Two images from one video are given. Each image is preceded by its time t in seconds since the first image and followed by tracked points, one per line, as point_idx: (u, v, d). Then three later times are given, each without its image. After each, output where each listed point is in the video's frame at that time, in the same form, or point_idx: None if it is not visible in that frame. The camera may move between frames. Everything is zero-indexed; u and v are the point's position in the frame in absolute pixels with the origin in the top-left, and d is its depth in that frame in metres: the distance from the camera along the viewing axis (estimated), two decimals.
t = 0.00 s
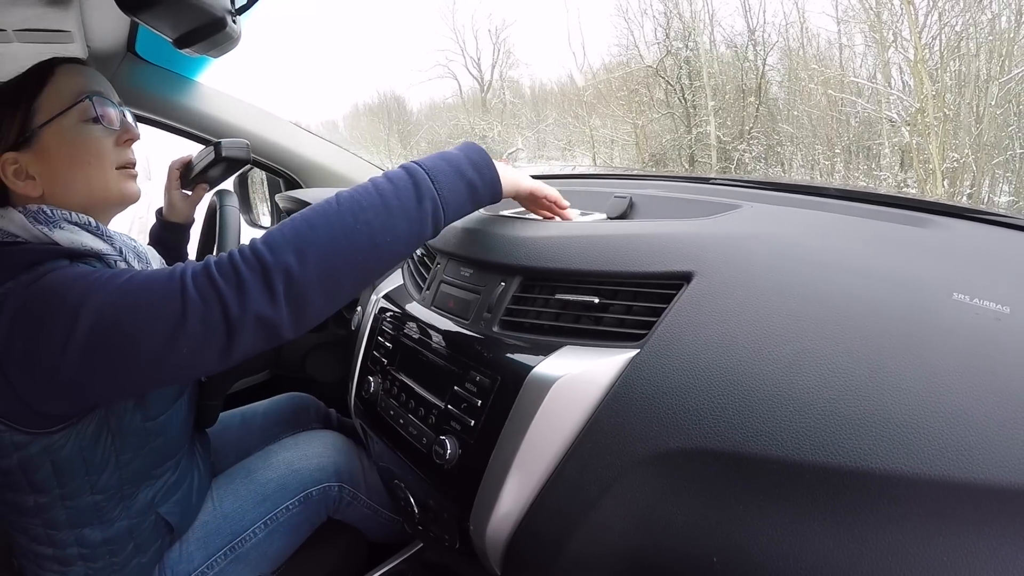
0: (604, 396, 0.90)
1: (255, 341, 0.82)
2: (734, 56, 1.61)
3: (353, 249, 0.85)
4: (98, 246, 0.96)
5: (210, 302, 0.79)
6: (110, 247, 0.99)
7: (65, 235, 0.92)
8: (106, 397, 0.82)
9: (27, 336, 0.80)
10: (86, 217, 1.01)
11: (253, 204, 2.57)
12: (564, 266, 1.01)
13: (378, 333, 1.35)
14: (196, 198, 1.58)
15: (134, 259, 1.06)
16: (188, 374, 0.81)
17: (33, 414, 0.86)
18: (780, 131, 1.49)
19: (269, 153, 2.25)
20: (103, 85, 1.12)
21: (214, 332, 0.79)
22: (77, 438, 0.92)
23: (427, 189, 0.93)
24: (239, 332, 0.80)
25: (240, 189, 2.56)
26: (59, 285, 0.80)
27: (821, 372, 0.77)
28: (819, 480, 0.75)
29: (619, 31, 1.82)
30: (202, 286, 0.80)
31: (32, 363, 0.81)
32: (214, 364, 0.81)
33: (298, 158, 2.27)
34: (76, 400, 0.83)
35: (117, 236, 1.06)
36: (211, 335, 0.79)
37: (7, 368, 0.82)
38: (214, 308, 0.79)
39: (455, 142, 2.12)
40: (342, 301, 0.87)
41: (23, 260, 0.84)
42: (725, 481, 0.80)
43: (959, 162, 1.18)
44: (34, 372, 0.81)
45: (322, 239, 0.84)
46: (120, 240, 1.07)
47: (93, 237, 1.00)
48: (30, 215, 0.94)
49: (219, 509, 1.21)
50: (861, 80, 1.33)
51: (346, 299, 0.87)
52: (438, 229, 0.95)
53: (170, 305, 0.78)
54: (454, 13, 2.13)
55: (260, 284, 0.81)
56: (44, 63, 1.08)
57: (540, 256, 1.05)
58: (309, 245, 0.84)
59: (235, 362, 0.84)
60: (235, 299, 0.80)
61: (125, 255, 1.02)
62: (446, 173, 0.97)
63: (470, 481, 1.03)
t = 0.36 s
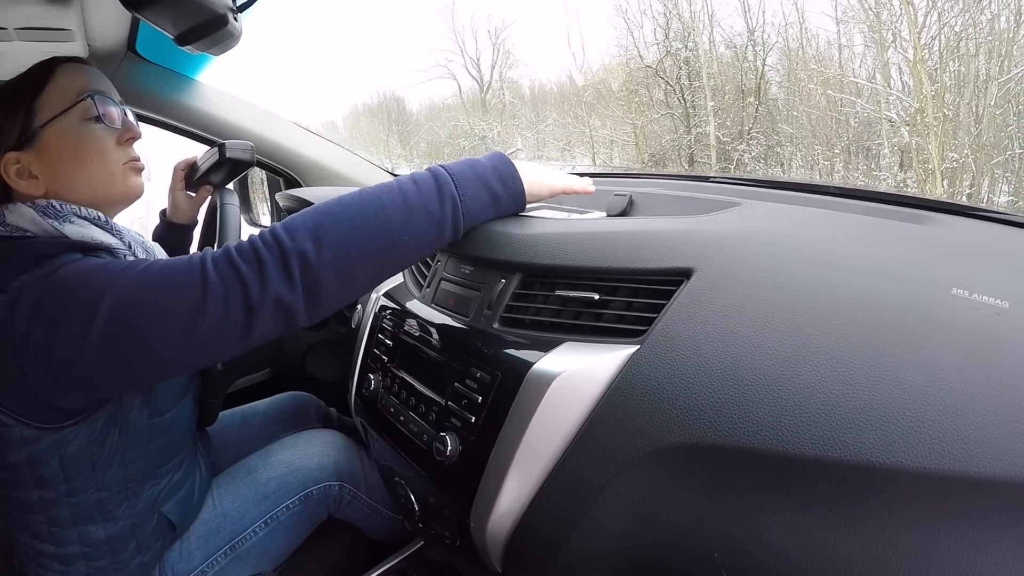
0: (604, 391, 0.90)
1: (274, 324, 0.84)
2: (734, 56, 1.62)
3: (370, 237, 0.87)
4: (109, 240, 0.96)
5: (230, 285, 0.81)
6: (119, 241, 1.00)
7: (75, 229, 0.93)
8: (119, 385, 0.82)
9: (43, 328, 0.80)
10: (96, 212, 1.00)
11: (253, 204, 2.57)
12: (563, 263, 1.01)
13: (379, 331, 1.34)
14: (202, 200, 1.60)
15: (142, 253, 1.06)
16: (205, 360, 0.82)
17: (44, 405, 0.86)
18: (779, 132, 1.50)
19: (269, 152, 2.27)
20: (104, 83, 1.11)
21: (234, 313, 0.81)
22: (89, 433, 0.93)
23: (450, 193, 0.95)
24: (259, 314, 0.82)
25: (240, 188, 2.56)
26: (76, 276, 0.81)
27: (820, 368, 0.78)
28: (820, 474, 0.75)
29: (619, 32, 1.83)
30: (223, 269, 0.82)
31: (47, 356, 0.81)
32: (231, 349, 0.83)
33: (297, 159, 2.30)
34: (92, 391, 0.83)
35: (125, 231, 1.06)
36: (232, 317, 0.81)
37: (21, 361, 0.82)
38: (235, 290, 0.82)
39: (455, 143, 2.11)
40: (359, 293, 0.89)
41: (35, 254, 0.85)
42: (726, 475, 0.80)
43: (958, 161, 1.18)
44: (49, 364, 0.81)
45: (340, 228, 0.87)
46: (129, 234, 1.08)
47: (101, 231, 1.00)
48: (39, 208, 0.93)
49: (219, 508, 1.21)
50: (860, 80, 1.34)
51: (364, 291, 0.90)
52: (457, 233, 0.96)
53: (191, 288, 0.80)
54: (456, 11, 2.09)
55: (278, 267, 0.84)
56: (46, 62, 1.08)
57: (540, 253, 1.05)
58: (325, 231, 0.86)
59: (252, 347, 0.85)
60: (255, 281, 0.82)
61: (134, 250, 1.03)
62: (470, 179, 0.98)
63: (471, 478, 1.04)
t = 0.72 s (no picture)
0: (603, 390, 0.90)
1: (283, 306, 0.84)
2: (733, 55, 1.62)
3: (382, 221, 0.88)
4: (120, 235, 0.97)
5: (241, 266, 0.82)
6: (129, 237, 1.00)
7: (88, 225, 0.95)
8: (131, 371, 0.83)
9: (57, 317, 0.82)
10: (107, 210, 1.01)
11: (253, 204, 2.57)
12: (563, 262, 1.02)
13: (379, 329, 1.35)
14: (202, 203, 1.60)
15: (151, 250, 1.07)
16: (217, 343, 0.82)
17: (57, 397, 0.86)
18: (778, 132, 1.50)
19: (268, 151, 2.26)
20: (111, 84, 1.11)
21: (245, 294, 0.82)
22: (100, 428, 0.93)
23: (468, 182, 0.96)
24: (268, 294, 0.82)
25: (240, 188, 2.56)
26: (92, 263, 0.83)
27: (820, 365, 0.78)
28: (819, 471, 0.75)
29: (619, 32, 1.83)
30: (235, 251, 0.83)
31: (61, 343, 0.82)
32: (243, 333, 0.83)
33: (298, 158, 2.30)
34: (103, 379, 0.84)
35: (134, 228, 1.06)
36: (243, 298, 0.81)
37: (35, 352, 0.83)
38: (246, 270, 0.82)
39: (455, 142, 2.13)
40: (371, 279, 0.89)
41: (46, 250, 0.86)
42: (726, 472, 0.80)
43: (957, 161, 1.17)
44: (62, 352, 0.82)
45: (352, 211, 0.87)
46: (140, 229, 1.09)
47: (112, 228, 1.01)
48: (50, 206, 0.95)
49: (219, 506, 1.21)
50: (859, 79, 1.34)
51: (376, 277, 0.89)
52: (475, 221, 0.96)
53: (204, 269, 0.81)
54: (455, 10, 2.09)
55: (289, 249, 0.84)
56: (51, 62, 1.08)
57: (539, 252, 1.05)
58: (337, 213, 0.87)
59: (263, 332, 0.85)
60: (266, 262, 0.83)
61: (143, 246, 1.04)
62: (491, 167, 0.99)
63: (471, 476, 1.03)
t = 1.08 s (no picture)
0: (601, 389, 0.90)
1: (283, 314, 0.84)
2: (733, 56, 1.62)
3: (382, 230, 0.87)
4: (120, 237, 0.97)
5: (241, 274, 0.82)
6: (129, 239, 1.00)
7: (87, 227, 0.95)
8: (131, 376, 0.83)
9: (58, 320, 0.82)
10: (108, 212, 1.02)
11: (253, 204, 2.57)
12: (561, 261, 1.02)
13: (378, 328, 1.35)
14: (202, 204, 1.60)
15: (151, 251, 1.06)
16: (217, 350, 0.82)
17: (54, 399, 0.86)
18: (778, 132, 1.50)
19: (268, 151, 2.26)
20: (109, 83, 1.11)
21: (244, 302, 0.82)
22: (99, 430, 0.93)
23: (472, 189, 0.95)
24: (268, 303, 0.83)
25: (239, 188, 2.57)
26: (93, 267, 0.83)
27: (816, 364, 0.78)
28: (815, 468, 0.75)
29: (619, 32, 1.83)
30: (235, 258, 0.83)
31: (60, 348, 0.82)
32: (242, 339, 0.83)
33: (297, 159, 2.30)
34: (103, 383, 0.84)
35: (135, 229, 1.06)
36: (242, 307, 0.82)
37: (35, 354, 0.83)
38: (246, 279, 0.82)
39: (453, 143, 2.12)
40: (372, 287, 0.89)
41: (46, 251, 0.87)
42: (723, 469, 0.81)
43: (956, 162, 1.18)
44: (61, 356, 0.83)
45: (353, 220, 0.87)
46: (140, 231, 1.09)
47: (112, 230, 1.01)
48: (50, 208, 0.95)
49: (220, 506, 1.21)
50: (859, 80, 1.33)
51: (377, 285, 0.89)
52: (478, 228, 0.96)
53: (203, 277, 0.81)
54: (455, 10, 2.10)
55: (289, 258, 0.84)
56: (50, 62, 1.08)
57: (538, 252, 1.05)
58: (337, 222, 0.86)
59: (263, 338, 0.86)
60: (265, 271, 0.83)
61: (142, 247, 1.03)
62: (496, 176, 0.98)
63: (471, 475, 1.04)
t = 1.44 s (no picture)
0: (599, 386, 0.91)
1: (277, 323, 0.84)
2: (732, 56, 1.61)
3: (377, 240, 0.87)
4: (116, 238, 0.97)
5: (236, 283, 0.82)
6: (126, 239, 1.00)
7: (83, 229, 0.95)
8: (126, 380, 0.83)
9: (53, 323, 0.82)
10: (105, 213, 1.01)
11: (253, 204, 2.57)
12: (560, 259, 1.02)
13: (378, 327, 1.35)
14: (205, 204, 1.61)
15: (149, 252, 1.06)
16: (212, 358, 0.83)
17: (50, 400, 0.87)
18: (777, 132, 1.51)
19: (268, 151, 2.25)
20: (106, 84, 1.11)
21: (238, 312, 0.82)
22: (98, 428, 0.93)
23: (468, 197, 0.95)
24: (262, 313, 0.83)
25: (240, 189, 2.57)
26: (89, 270, 0.83)
27: (809, 359, 0.78)
28: (809, 461, 0.76)
29: (619, 32, 1.80)
30: (228, 267, 0.83)
31: (55, 351, 0.82)
32: (237, 347, 0.83)
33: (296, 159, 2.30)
34: (99, 387, 0.84)
35: (131, 230, 1.06)
36: (236, 316, 0.82)
37: (31, 354, 0.83)
38: (240, 287, 0.82)
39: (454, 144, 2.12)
40: (366, 296, 0.89)
41: (45, 252, 0.87)
42: (717, 462, 0.81)
43: (956, 162, 1.19)
44: (56, 359, 0.83)
45: (347, 228, 0.87)
46: (138, 233, 1.09)
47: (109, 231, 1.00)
48: (45, 210, 0.95)
49: (222, 503, 1.21)
50: (858, 80, 1.33)
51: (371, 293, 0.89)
52: (474, 235, 0.96)
53: (198, 284, 0.81)
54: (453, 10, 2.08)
55: (284, 268, 0.84)
56: (47, 61, 1.08)
57: (536, 250, 1.05)
58: (332, 232, 0.86)
59: (258, 345, 0.86)
60: (259, 281, 0.83)
61: (140, 247, 1.03)
62: (491, 183, 0.97)
63: (471, 470, 1.04)
